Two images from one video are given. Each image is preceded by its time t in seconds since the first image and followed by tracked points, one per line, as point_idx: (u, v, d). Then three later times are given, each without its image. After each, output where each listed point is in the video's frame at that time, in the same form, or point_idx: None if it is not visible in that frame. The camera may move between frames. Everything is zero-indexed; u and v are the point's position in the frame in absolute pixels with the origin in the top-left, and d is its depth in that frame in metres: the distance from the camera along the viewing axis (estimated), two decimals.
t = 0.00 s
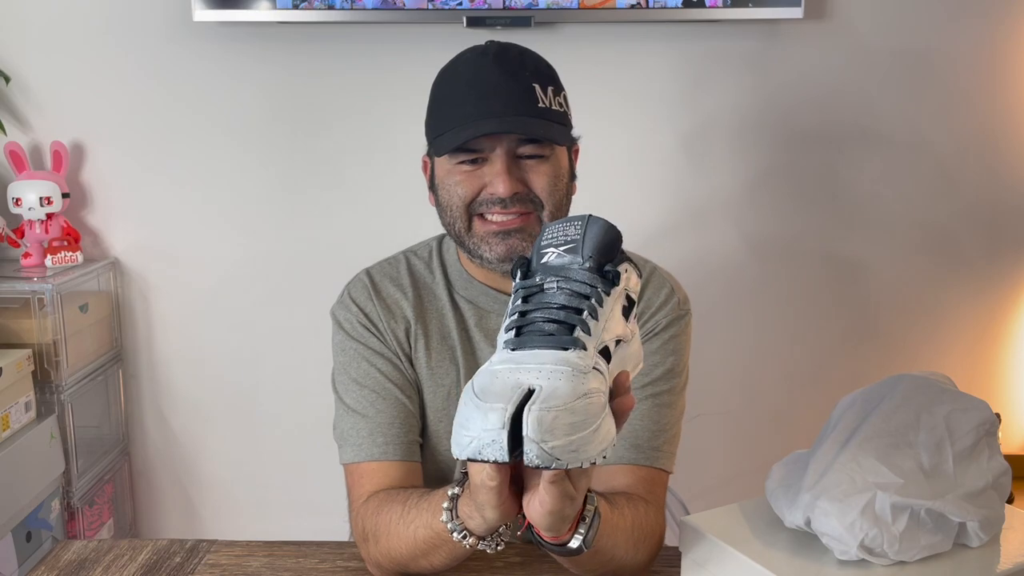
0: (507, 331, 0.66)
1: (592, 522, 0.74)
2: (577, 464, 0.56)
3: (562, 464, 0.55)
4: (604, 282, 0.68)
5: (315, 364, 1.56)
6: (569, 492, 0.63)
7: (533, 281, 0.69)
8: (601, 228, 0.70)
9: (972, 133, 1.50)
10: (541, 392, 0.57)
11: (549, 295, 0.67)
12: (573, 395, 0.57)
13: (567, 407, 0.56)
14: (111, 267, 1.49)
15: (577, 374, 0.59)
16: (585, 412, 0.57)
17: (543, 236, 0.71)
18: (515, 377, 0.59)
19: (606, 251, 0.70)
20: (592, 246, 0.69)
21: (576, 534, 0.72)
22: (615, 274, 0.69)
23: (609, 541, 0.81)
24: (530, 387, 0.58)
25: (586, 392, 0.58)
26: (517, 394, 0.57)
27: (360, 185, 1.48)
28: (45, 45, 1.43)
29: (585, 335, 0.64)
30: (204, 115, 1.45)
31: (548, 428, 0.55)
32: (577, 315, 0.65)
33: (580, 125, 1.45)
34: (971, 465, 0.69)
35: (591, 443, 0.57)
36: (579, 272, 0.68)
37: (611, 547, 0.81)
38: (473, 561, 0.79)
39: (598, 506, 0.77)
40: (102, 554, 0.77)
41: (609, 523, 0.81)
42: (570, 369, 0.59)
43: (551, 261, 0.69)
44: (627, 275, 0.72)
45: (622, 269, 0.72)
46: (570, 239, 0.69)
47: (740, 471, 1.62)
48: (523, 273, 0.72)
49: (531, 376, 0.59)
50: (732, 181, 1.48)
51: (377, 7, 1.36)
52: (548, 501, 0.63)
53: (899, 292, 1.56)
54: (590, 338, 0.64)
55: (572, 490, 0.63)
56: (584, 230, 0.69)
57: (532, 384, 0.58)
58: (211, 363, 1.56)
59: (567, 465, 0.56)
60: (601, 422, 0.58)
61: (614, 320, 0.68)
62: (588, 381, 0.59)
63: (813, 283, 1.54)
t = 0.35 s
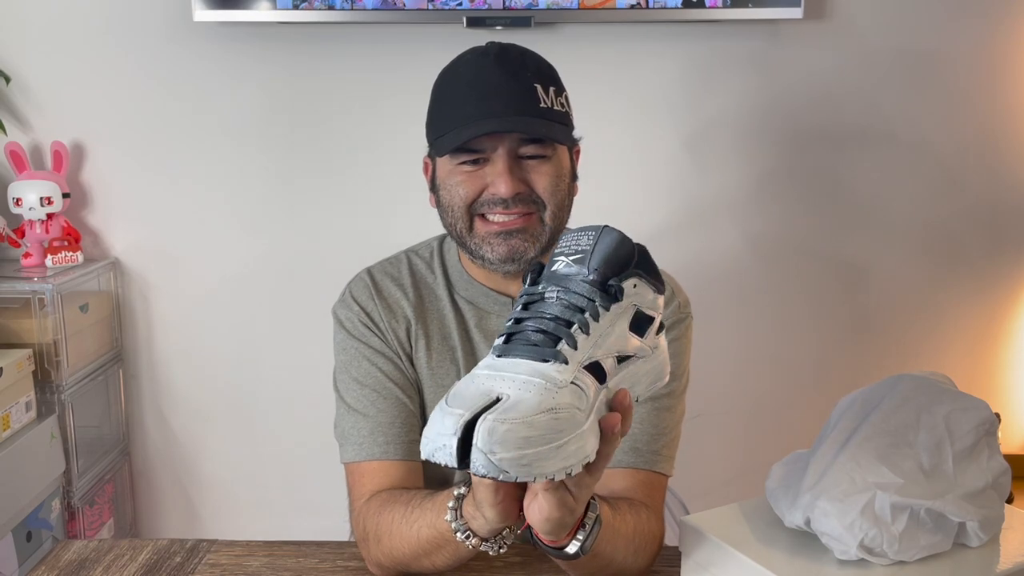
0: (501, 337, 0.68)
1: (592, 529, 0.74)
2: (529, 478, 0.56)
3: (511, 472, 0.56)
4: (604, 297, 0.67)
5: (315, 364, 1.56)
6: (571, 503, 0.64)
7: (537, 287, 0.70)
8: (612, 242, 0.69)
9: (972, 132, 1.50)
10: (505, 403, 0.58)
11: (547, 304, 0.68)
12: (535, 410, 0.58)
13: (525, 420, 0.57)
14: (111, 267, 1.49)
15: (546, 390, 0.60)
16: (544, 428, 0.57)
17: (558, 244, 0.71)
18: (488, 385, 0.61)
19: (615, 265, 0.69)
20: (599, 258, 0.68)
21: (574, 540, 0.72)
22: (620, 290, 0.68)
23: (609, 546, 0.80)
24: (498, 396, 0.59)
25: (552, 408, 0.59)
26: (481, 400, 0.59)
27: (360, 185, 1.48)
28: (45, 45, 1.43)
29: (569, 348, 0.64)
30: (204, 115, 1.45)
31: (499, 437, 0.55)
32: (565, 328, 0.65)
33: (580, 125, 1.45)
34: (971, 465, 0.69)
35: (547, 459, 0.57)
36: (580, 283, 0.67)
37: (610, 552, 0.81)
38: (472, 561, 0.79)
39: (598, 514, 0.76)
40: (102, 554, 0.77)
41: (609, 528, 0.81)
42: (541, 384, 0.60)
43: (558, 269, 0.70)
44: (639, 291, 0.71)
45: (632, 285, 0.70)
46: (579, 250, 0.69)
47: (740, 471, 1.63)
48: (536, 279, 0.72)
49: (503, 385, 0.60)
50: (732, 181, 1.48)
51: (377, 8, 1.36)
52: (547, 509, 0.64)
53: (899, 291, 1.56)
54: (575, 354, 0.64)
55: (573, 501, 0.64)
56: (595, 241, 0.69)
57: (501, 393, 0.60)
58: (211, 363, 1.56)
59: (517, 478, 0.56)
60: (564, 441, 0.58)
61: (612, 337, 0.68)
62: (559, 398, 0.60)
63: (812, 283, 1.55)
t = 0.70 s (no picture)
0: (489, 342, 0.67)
1: (587, 539, 0.74)
2: (478, 487, 0.57)
3: (462, 484, 0.57)
4: (596, 313, 0.67)
5: (315, 363, 1.56)
6: (567, 516, 0.70)
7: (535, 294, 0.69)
8: (615, 257, 0.68)
9: (972, 132, 1.50)
10: (468, 411, 0.58)
11: (540, 313, 0.67)
12: (496, 422, 0.58)
13: (483, 431, 0.57)
14: (111, 267, 1.49)
15: (513, 403, 0.60)
16: (502, 441, 0.57)
17: (565, 253, 0.71)
18: (459, 389, 0.60)
19: (614, 280, 0.68)
20: (599, 272, 0.67)
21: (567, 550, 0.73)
22: (615, 306, 0.68)
23: (603, 554, 0.82)
24: (465, 402, 0.59)
25: (515, 421, 0.59)
26: (446, 404, 0.59)
27: (360, 185, 1.48)
28: (46, 45, 1.43)
29: (547, 362, 0.63)
30: (205, 115, 1.45)
31: (450, 446, 0.56)
32: (549, 340, 0.65)
33: (580, 125, 1.46)
34: (971, 465, 0.70)
35: (500, 472, 0.57)
36: (574, 296, 0.67)
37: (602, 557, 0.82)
38: (473, 561, 0.78)
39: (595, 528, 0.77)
40: (102, 554, 0.77)
41: (603, 537, 0.82)
42: (510, 396, 0.60)
43: (559, 278, 0.69)
44: (639, 307, 0.70)
45: (631, 302, 0.69)
46: (582, 261, 0.68)
47: (740, 471, 1.63)
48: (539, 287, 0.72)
49: (473, 392, 0.60)
50: (732, 181, 1.48)
51: (377, 8, 1.37)
52: (543, 521, 0.70)
53: (900, 291, 1.57)
54: (555, 369, 0.63)
55: (568, 515, 0.69)
56: (599, 254, 0.68)
57: (469, 399, 0.59)
58: (211, 362, 1.56)
59: (466, 486, 0.57)
60: (520, 457, 0.58)
61: (600, 355, 0.67)
62: (526, 411, 0.60)
63: (812, 283, 1.55)
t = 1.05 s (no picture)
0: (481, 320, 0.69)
1: (582, 537, 0.75)
2: (417, 454, 0.58)
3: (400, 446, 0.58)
4: (580, 307, 0.66)
5: (315, 363, 1.56)
6: (551, 511, 0.70)
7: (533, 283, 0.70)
8: (614, 255, 0.68)
9: (972, 132, 1.50)
10: (425, 380, 0.60)
11: (530, 299, 0.68)
12: (450, 394, 0.59)
13: (432, 399, 0.58)
14: (111, 267, 1.49)
15: (472, 380, 0.61)
16: (449, 413, 0.58)
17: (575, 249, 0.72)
18: (429, 360, 0.63)
19: (610, 278, 0.68)
20: (595, 268, 0.68)
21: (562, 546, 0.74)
22: (603, 304, 0.67)
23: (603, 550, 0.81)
24: (431, 372, 0.61)
25: (469, 397, 0.60)
26: (410, 370, 0.61)
27: (360, 185, 1.48)
28: (46, 45, 1.43)
29: (518, 346, 0.64)
30: (205, 115, 1.45)
31: (396, 407, 0.57)
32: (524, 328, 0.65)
33: (580, 125, 1.46)
34: (971, 465, 0.70)
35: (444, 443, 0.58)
36: (564, 287, 0.67)
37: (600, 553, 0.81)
38: (473, 560, 0.77)
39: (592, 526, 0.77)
40: (102, 554, 0.77)
41: (603, 534, 0.81)
42: (471, 374, 0.62)
43: (560, 270, 0.70)
44: (631, 310, 0.68)
45: (623, 303, 0.68)
46: (583, 255, 0.69)
47: (740, 471, 1.63)
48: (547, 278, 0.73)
49: (440, 363, 0.62)
50: (732, 181, 1.48)
51: (377, 8, 1.37)
52: (529, 515, 0.71)
53: (899, 291, 1.57)
54: (524, 356, 0.64)
55: (551, 511, 0.70)
56: (600, 250, 0.69)
57: (433, 369, 0.61)
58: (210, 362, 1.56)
59: (406, 450, 0.58)
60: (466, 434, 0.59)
61: (583, 352, 0.66)
62: (483, 390, 0.61)
63: (812, 283, 1.55)
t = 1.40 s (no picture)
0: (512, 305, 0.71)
1: (586, 534, 0.76)
2: (408, 422, 0.62)
3: (394, 413, 0.62)
4: (598, 309, 0.66)
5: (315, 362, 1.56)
6: (551, 508, 0.71)
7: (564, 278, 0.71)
8: (648, 261, 0.66)
9: (972, 132, 1.50)
10: (431, 355, 0.64)
11: (553, 292, 0.69)
12: (451, 372, 0.63)
13: (430, 374, 0.62)
14: (111, 267, 1.49)
15: (477, 363, 0.65)
16: (446, 391, 0.62)
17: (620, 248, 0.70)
18: (444, 338, 0.67)
19: (639, 283, 0.66)
20: (625, 271, 0.66)
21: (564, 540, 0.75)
22: (622, 309, 0.66)
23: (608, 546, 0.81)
24: (440, 350, 0.65)
25: (468, 378, 0.63)
26: (421, 344, 0.65)
27: (360, 185, 1.48)
28: (46, 45, 1.43)
29: (528, 337, 0.66)
30: (205, 115, 1.45)
31: (394, 375, 0.62)
32: (536, 322, 0.67)
33: (580, 125, 1.46)
34: (971, 465, 0.70)
35: (437, 418, 0.62)
36: (587, 286, 0.67)
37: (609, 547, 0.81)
38: (472, 560, 0.77)
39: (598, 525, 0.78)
40: (102, 554, 0.77)
41: (609, 529, 0.81)
42: (477, 357, 0.65)
43: (594, 269, 0.69)
44: (653, 319, 0.65)
45: (645, 312, 0.66)
46: (619, 257, 0.68)
47: (740, 470, 1.63)
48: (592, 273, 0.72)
49: (452, 342, 0.66)
50: (732, 181, 1.48)
51: (377, 8, 1.36)
52: (530, 507, 0.72)
53: (899, 291, 1.57)
54: (533, 347, 0.66)
55: (551, 508, 0.71)
56: (637, 253, 0.67)
57: (444, 346, 0.66)
58: (210, 363, 1.56)
59: (400, 419, 0.62)
60: (460, 414, 0.63)
61: (596, 354, 0.66)
62: (485, 373, 0.64)
63: (812, 283, 1.55)
